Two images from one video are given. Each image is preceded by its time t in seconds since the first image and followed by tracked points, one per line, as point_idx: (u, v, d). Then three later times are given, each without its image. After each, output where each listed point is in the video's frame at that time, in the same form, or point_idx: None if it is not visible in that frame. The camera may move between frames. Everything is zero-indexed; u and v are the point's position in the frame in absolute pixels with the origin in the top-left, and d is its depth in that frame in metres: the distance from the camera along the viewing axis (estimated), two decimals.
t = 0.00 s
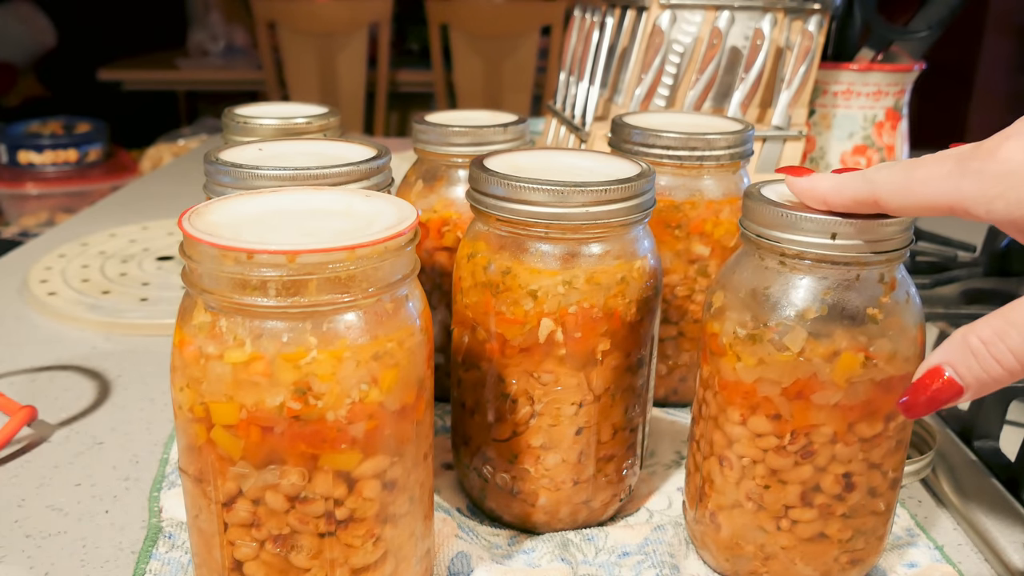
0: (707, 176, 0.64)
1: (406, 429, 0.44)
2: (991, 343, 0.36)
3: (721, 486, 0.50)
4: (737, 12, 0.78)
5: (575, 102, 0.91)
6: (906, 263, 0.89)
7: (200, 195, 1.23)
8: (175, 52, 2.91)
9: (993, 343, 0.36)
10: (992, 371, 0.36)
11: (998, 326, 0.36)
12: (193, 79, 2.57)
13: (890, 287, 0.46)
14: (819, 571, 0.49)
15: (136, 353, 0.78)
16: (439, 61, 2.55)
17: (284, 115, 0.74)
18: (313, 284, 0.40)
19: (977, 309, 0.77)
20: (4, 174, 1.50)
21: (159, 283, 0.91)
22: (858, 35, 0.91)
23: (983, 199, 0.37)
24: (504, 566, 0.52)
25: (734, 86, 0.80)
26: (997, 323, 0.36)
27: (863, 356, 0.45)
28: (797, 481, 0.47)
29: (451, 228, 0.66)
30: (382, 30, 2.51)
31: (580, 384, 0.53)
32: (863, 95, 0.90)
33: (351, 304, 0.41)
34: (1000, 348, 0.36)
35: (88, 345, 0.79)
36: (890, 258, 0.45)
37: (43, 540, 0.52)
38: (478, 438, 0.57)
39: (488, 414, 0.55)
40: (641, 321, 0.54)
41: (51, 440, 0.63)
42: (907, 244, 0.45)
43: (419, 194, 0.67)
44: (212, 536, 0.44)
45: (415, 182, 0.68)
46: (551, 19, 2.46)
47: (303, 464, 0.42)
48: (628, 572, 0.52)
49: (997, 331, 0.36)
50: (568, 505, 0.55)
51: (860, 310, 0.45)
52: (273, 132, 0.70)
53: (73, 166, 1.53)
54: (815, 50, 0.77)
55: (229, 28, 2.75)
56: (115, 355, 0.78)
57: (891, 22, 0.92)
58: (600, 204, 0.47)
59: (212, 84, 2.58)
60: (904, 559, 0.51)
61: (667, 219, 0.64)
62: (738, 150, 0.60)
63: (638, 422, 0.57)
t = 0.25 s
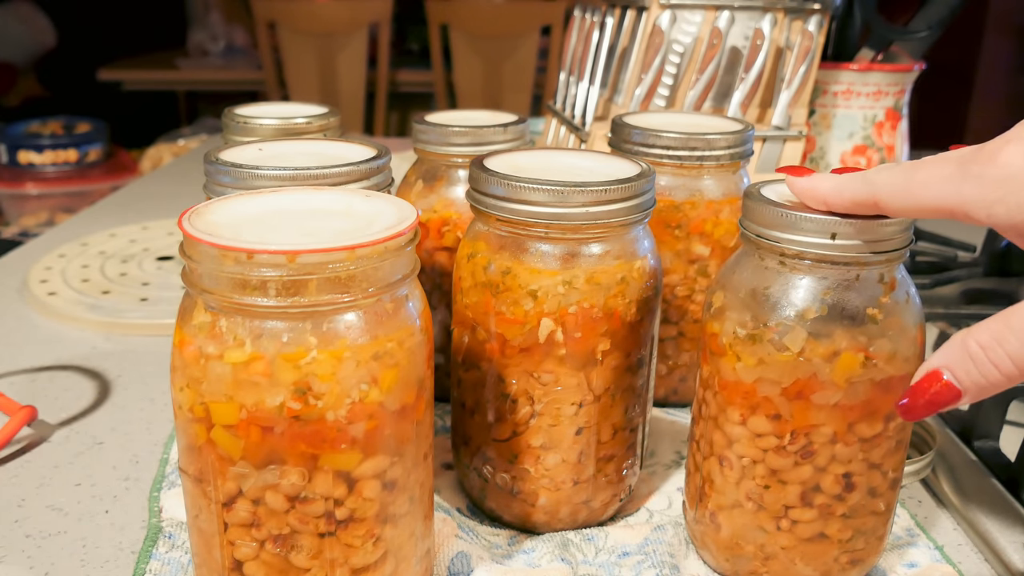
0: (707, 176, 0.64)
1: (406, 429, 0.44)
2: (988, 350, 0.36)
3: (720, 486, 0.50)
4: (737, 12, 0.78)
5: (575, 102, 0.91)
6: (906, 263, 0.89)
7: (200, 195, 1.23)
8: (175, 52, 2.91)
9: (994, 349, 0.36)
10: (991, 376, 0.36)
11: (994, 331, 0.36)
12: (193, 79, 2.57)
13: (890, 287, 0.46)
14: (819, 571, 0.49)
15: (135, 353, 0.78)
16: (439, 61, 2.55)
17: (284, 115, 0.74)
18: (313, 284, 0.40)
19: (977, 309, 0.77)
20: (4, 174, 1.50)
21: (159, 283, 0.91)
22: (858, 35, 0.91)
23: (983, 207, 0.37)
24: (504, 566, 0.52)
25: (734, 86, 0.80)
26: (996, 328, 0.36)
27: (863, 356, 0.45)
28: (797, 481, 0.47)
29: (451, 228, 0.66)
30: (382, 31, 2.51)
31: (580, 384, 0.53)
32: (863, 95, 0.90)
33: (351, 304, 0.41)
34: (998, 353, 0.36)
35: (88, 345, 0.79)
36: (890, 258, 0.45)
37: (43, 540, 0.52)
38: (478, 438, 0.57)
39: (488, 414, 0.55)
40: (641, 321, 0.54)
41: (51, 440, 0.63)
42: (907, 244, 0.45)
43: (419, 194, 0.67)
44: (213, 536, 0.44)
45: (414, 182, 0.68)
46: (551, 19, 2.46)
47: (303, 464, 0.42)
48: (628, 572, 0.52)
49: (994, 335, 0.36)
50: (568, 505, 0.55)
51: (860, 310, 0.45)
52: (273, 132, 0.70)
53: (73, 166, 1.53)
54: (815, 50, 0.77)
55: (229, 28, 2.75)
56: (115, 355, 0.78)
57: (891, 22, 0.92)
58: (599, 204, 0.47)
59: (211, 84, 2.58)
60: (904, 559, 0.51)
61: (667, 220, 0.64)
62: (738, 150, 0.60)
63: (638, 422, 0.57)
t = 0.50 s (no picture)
0: (707, 176, 0.64)
1: (406, 429, 0.44)
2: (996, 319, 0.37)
3: (721, 486, 0.50)
4: (737, 11, 0.78)
5: (575, 103, 0.91)
6: (906, 263, 0.89)
7: (200, 195, 1.23)
8: (175, 52, 2.91)
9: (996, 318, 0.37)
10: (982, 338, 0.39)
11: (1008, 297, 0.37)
12: (193, 79, 2.57)
13: (889, 286, 0.46)
14: (819, 571, 0.49)
15: (135, 353, 0.78)
16: (439, 61, 2.55)
17: (284, 115, 0.74)
18: (312, 284, 0.40)
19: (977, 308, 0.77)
20: (4, 174, 1.50)
21: (159, 283, 0.91)
22: (857, 35, 0.92)
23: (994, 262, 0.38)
24: (504, 566, 0.52)
25: (734, 86, 0.80)
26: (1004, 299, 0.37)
27: (863, 355, 0.45)
28: (797, 481, 0.47)
29: (451, 228, 0.66)
30: (382, 31, 2.51)
31: (580, 384, 0.53)
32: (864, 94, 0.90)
33: (351, 304, 0.41)
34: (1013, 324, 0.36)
35: (88, 345, 0.79)
36: (890, 258, 0.45)
37: (43, 540, 0.53)
38: (478, 438, 0.57)
39: (488, 414, 0.55)
40: (641, 321, 0.54)
41: (51, 440, 0.63)
42: (907, 243, 0.45)
43: (419, 194, 0.67)
44: (213, 536, 0.44)
45: (414, 182, 0.68)
46: (551, 19, 2.46)
47: (303, 464, 0.42)
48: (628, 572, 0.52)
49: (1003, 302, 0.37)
50: (568, 506, 0.55)
51: (860, 310, 0.45)
52: (273, 132, 0.70)
53: (73, 166, 1.53)
54: (815, 50, 0.77)
55: (229, 28, 2.75)
56: (115, 355, 0.78)
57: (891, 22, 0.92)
58: (599, 205, 0.47)
59: (211, 84, 2.58)
60: (904, 559, 0.51)
61: (667, 220, 0.64)
62: (738, 150, 0.60)
63: (639, 422, 0.57)
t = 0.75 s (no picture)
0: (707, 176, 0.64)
1: (406, 429, 0.44)
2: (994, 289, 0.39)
3: (721, 487, 0.50)
4: (737, 12, 0.78)
5: (575, 103, 0.91)
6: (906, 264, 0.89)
7: (200, 195, 1.23)
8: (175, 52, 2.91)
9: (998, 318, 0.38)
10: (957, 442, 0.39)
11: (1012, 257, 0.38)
12: (193, 79, 2.57)
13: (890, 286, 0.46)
14: (819, 571, 0.49)
15: (136, 353, 0.78)
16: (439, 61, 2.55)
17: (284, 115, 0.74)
18: (313, 284, 0.40)
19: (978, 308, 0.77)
20: (4, 174, 1.50)
21: (159, 283, 0.91)
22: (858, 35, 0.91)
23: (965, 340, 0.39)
24: (504, 566, 0.52)
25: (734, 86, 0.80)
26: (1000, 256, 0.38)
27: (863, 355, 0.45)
28: (797, 481, 0.48)
29: (451, 228, 0.66)
30: (382, 31, 2.51)
31: (581, 384, 0.53)
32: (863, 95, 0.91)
33: (351, 304, 0.41)
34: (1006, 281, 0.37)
35: (88, 345, 0.79)
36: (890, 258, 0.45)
37: (43, 540, 0.53)
38: (478, 438, 0.57)
39: (488, 414, 0.55)
40: (641, 321, 0.54)
41: (51, 440, 0.63)
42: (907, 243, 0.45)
43: (419, 194, 0.67)
44: (212, 536, 0.44)
45: (414, 182, 0.68)
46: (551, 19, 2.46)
47: (303, 464, 0.42)
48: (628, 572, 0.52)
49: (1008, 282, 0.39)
50: (568, 506, 0.55)
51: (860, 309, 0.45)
52: (273, 132, 0.70)
53: (73, 166, 1.53)
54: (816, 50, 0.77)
55: (229, 28, 2.75)
56: (115, 355, 0.78)
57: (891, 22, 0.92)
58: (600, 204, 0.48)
59: (211, 84, 2.58)
60: (904, 559, 0.51)
61: (668, 220, 0.64)
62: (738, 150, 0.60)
63: (638, 422, 0.57)
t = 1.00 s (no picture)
0: (707, 176, 0.64)
1: (406, 429, 0.44)
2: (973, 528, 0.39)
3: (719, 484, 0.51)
4: (737, 12, 0.78)
5: (575, 102, 0.91)
6: (906, 264, 0.89)
7: (200, 195, 1.23)
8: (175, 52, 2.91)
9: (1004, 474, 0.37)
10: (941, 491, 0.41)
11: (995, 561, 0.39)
12: (193, 79, 2.57)
13: (889, 286, 0.46)
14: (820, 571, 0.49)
15: (136, 353, 0.78)
16: (439, 61, 2.56)
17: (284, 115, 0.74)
18: (313, 284, 0.40)
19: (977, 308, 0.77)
20: (4, 174, 1.50)
21: (159, 283, 0.91)
22: (858, 35, 0.91)
23: None
24: (504, 566, 0.52)
25: (734, 86, 0.80)
26: None
27: (863, 355, 0.46)
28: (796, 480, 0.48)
29: (451, 228, 0.66)
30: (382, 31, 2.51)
31: (581, 384, 0.53)
32: (863, 95, 0.91)
33: (351, 304, 0.41)
34: None
35: (88, 345, 0.79)
36: (890, 258, 0.45)
37: (43, 540, 0.52)
38: (478, 438, 0.57)
39: (488, 415, 0.55)
40: (641, 321, 0.54)
41: (51, 440, 0.63)
42: (907, 243, 0.45)
43: (419, 194, 0.67)
44: (212, 537, 0.44)
45: (415, 182, 0.68)
46: (551, 19, 2.47)
47: (303, 464, 0.42)
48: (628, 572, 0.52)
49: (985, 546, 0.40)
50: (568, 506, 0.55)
51: (861, 310, 0.46)
52: (273, 132, 0.70)
53: (73, 166, 1.53)
54: (815, 50, 0.77)
55: (229, 28, 2.75)
56: (115, 354, 0.77)
57: (891, 22, 0.92)
58: (600, 204, 0.48)
59: (212, 84, 2.58)
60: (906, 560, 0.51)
61: (667, 219, 0.64)
62: (738, 150, 0.60)
63: (639, 422, 0.57)
